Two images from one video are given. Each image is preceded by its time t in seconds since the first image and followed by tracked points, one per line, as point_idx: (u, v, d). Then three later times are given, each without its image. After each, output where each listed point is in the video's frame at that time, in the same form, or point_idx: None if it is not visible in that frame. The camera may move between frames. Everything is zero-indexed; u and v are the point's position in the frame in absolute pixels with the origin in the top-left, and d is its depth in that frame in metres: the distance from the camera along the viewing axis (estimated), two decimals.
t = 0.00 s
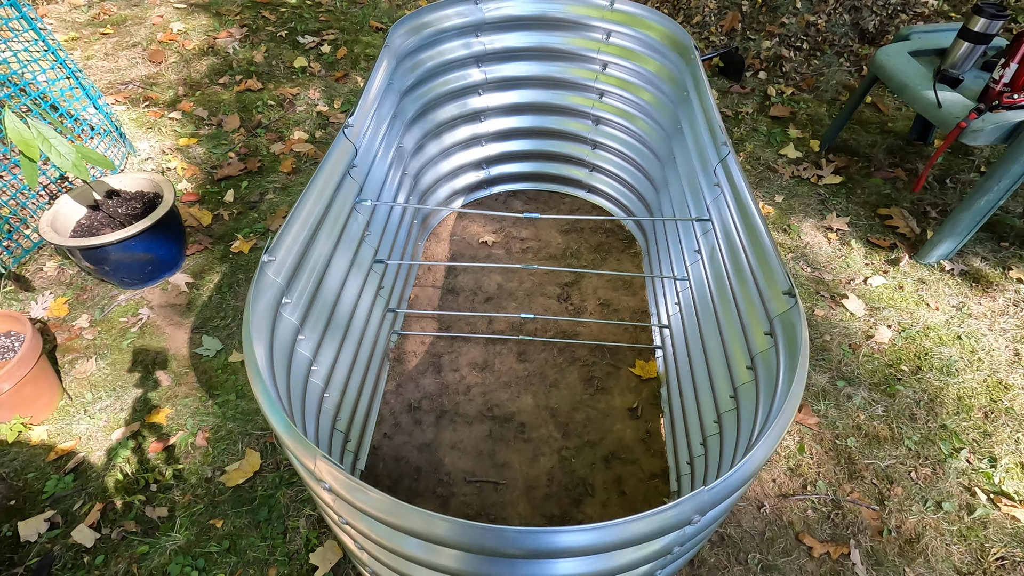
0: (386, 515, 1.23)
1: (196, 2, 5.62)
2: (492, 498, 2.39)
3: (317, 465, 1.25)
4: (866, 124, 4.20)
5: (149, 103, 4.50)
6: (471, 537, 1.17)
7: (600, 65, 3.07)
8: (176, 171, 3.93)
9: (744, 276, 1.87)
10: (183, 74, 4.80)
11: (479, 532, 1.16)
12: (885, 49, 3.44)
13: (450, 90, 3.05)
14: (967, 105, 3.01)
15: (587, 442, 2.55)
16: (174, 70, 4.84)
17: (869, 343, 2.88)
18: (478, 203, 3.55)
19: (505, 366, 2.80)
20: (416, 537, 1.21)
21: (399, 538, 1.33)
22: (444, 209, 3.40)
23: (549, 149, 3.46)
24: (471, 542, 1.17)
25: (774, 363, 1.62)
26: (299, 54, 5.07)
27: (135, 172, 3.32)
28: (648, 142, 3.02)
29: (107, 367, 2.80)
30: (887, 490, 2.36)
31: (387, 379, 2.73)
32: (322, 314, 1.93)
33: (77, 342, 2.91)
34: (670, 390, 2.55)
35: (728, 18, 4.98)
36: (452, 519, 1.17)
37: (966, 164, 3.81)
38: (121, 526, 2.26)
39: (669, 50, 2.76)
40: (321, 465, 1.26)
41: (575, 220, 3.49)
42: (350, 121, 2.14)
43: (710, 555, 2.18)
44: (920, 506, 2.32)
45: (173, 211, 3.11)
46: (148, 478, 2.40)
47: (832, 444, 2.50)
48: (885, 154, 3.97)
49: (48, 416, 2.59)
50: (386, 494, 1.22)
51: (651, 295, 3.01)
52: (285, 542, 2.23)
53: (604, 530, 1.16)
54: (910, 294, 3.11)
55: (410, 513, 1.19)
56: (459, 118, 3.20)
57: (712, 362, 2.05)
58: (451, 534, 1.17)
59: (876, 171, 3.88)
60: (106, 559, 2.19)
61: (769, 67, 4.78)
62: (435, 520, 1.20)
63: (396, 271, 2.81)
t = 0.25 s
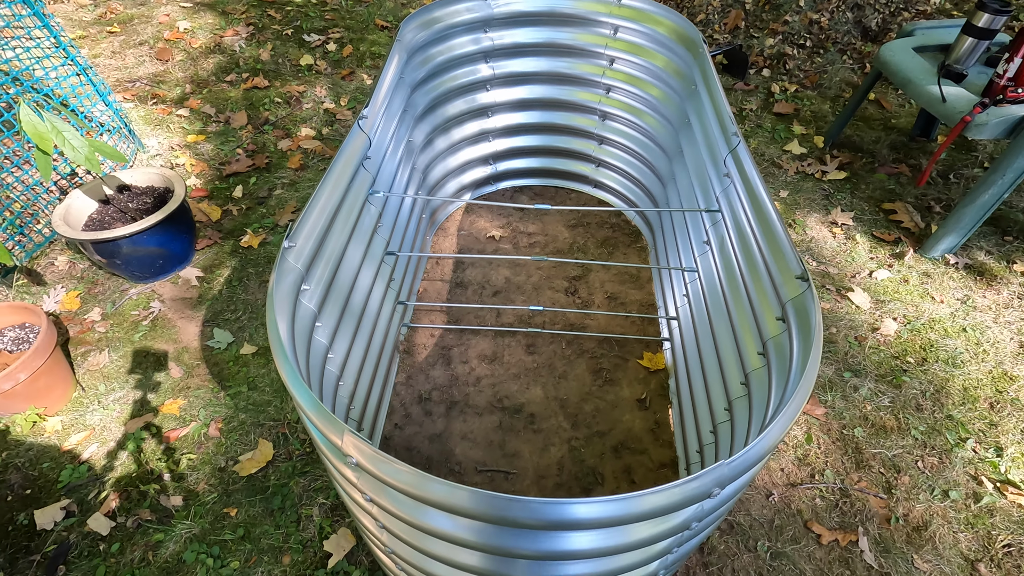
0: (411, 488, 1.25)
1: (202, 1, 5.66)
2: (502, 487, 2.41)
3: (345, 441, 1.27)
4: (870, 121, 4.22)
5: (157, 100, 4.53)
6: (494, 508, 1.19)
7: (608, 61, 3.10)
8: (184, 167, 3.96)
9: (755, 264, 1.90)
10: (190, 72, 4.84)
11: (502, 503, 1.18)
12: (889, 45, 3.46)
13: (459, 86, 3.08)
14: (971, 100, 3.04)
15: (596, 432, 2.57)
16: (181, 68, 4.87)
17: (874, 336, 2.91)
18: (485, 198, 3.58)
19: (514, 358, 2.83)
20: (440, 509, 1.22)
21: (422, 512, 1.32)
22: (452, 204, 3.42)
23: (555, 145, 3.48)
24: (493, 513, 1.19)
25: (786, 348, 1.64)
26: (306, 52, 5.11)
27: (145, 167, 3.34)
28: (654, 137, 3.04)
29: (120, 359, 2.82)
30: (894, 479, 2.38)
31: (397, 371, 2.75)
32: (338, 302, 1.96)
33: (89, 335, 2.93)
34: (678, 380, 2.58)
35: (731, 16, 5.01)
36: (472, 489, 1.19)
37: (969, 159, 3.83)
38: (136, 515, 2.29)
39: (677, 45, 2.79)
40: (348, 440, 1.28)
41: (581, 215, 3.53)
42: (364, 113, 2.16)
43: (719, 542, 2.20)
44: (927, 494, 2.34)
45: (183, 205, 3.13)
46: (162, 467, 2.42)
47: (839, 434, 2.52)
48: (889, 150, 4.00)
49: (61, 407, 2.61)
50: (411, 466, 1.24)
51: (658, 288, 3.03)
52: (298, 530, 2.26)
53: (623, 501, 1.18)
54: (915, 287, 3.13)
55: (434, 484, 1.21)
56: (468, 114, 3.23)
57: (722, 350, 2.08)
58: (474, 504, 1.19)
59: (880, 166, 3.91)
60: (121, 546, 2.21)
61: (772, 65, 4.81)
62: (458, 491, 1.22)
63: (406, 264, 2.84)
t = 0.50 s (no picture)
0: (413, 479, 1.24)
1: None
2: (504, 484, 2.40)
3: (347, 431, 1.27)
4: (878, 121, 4.20)
5: (164, 97, 4.55)
6: (495, 499, 1.18)
7: (614, 58, 3.09)
8: (190, 163, 3.97)
9: (762, 260, 1.88)
10: (197, 69, 4.85)
11: (504, 494, 1.17)
12: (898, 44, 3.44)
13: (465, 82, 3.07)
14: (981, 99, 3.02)
15: (599, 430, 2.56)
16: (188, 66, 4.89)
17: (881, 336, 2.88)
18: (489, 196, 3.57)
19: (517, 355, 2.82)
20: (442, 501, 1.22)
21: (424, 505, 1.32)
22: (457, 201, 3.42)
23: (561, 143, 3.48)
24: (495, 505, 1.18)
25: (792, 344, 1.63)
26: (312, 50, 5.12)
27: (152, 163, 3.36)
28: (660, 134, 3.03)
29: (124, 353, 2.83)
30: (900, 480, 2.36)
31: (400, 367, 2.75)
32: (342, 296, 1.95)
33: (94, 328, 2.94)
34: (682, 379, 2.56)
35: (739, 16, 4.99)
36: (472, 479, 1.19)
37: (978, 160, 3.80)
38: (138, 508, 2.29)
39: (684, 42, 2.78)
40: (349, 430, 1.28)
41: (585, 213, 3.52)
42: (369, 107, 2.16)
43: (723, 542, 2.18)
44: (934, 496, 2.31)
45: (189, 200, 3.14)
46: (165, 461, 2.43)
47: (845, 434, 2.50)
48: (897, 150, 3.97)
49: (64, 400, 2.61)
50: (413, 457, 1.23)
51: (663, 287, 3.02)
52: (300, 524, 2.25)
53: (627, 494, 1.17)
54: (922, 288, 3.10)
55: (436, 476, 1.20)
56: (474, 111, 3.23)
57: (728, 347, 2.06)
58: (475, 496, 1.18)
59: (887, 167, 3.88)
60: (123, 539, 2.22)
61: (779, 64, 4.79)
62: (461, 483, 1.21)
63: (410, 260, 2.83)
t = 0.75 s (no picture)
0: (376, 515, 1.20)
1: (212, 0, 5.67)
2: (490, 500, 2.36)
3: (304, 460, 1.23)
4: (882, 130, 4.12)
5: (162, 99, 4.54)
6: (462, 539, 1.14)
7: (611, 65, 3.04)
8: (186, 167, 3.95)
9: (751, 278, 1.83)
10: (196, 71, 4.84)
11: (471, 535, 1.12)
12: (902, 53, 3.38)
13: (459, 88, 3.03)
14: (985, 110, 2.95)
15: (588, 446, 2.51)
16: (188, 67, 4.88)
17: (880, 352, 2.82)
18: (485, 202, 3.53)
19: (507, 367, 2.77)
20: (406, 539, 1.18)
21: (393, 540, 1.31)
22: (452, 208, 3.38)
23: (557, 150, 3.43)
24: (464, 546, 1.14)
25: (779, 368, 1.57)
26: (312, 52, 5.10)
27: (144, 166, 3.33)
28: (657, 143, 2.98)
29: (110, 360, 2.81)
30: (895, 502, 2.30)
31: (388, 377, 2.71)
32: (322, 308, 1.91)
33: (82, 334, 2.92)
34: (674, 394, 2.51)
35: (742, 21, 4.93)
36: (445, 521, 1.14)
37: (984, 171, 3.72)
38: (117, 519, 2.26)
39: (680, 50, 2.72)
40: (307, 460, 1.24)
41: (582, 220, 3.45)
42: (355, 115, 2.12)
43: (711, 564, 2.13)
44: (930, 519, 2.25)
45: (181, 204, 3.12)
46: (146, 471, 2.40)
47: (840, 453, 2.44)
48: (901, 160, 3.90)
49: (49, 407, 2.59)
50: (373, 492, 1.19)
51: (657, 298, 2.96)
52: (279, 539, 2.22)
53: (600, 533, 1.12)
54: (923, 302, 3.04)
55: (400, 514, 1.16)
56: (468, 117, 3.19)
57: (717, 366, 2.01)
58: (440, 535, 1.14)
59: (891, 177, 3.81)
60: (101, 551, 2.19)
61: (782, 71, 4.72)
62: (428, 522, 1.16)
63: (400, 268, 2.79)
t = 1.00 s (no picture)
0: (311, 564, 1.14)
1: (204, 2, 5.61)
2: (464, 519, 2.29)
3: (231, 498, 1.16)
4: (877, 137, 4.05)
5: (149, 102, 4.48)
6: None
7: (596, 71, 2.97)
8: (169, 171, 3.90)
9: (727, 297, 1.76)
10: (185, 74, 4.78)
11: None
12: (896, 59, 3.30)
13: (441, 95, 2.97)
14: (980, 119, 2.88)
15: (566, 463, 2.45)
16: (177, 70, 4.82)
17: (870, 367, 2.74)
18: (471, 209, 3.47)
19: (487, 380, 2.71)
20: None
21: None
22: (436, 215, 3.33)
23: (543, 156, 3.37)
24: None
25: (748, 394, 1.51)
26: (302, 56, 5.05)
27: (123, 172, 3.27)
28: (642, 151, 2.91)
29: (83, 370, 2.75)
30: (882, 525, 2.23)
31: (364, 390, 2.65)
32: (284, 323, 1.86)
33: (55, 342, 2.87)
34: (655, 411, 2.44)
35: (738, 26, 4.87)
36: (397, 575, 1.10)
37: (981, 180, 3.65)
38: (81, 536, 2.21)
39: (664, 56, 2.65)
40: (234, 500, 1.17)
41: (569, 228, 3.37)
42: (322, 123, 2.05)
43: None
44: (917, 544, 2.18)
45: (158, 210, 3.05)
46: (113, 486, 2.34)
47: (826, 473, 2.37)
48: (896, 168, 3.82)
49: (20, 420, 2.54)
50: (305, 541, 1.13)
51: (642, 309, 2.89)
52: (245, 558, 2.16)
53: None
54: (916, 316, 2.96)
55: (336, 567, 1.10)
56: (451, 123, 3.12)
57: (694, 385, 1.94)
58: None
59: (886, 185, 3.73)
60: (63, 570, 2.14)
61: (777, 76, 4.64)
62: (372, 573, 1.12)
63: (379, 278, 2.73)
